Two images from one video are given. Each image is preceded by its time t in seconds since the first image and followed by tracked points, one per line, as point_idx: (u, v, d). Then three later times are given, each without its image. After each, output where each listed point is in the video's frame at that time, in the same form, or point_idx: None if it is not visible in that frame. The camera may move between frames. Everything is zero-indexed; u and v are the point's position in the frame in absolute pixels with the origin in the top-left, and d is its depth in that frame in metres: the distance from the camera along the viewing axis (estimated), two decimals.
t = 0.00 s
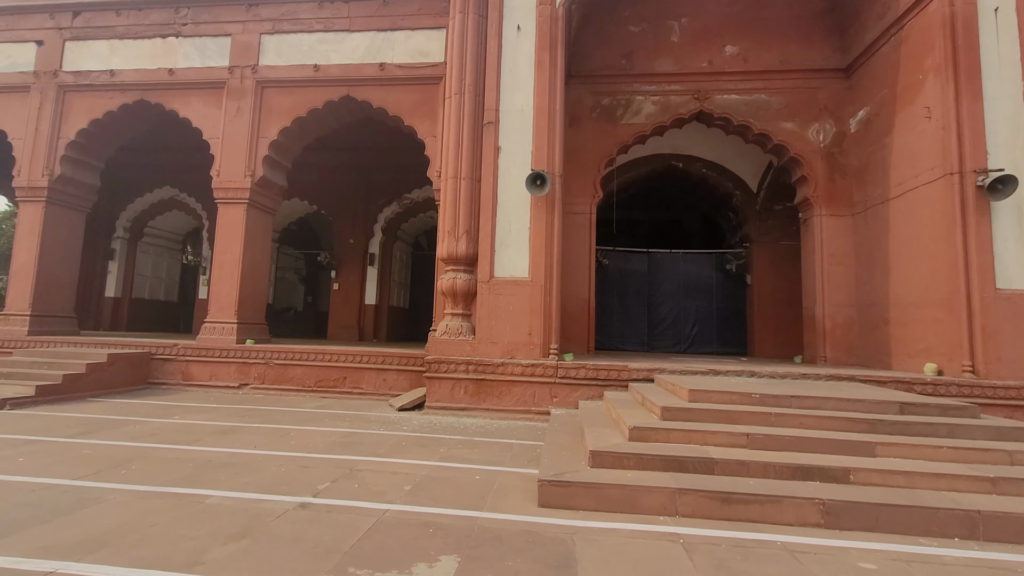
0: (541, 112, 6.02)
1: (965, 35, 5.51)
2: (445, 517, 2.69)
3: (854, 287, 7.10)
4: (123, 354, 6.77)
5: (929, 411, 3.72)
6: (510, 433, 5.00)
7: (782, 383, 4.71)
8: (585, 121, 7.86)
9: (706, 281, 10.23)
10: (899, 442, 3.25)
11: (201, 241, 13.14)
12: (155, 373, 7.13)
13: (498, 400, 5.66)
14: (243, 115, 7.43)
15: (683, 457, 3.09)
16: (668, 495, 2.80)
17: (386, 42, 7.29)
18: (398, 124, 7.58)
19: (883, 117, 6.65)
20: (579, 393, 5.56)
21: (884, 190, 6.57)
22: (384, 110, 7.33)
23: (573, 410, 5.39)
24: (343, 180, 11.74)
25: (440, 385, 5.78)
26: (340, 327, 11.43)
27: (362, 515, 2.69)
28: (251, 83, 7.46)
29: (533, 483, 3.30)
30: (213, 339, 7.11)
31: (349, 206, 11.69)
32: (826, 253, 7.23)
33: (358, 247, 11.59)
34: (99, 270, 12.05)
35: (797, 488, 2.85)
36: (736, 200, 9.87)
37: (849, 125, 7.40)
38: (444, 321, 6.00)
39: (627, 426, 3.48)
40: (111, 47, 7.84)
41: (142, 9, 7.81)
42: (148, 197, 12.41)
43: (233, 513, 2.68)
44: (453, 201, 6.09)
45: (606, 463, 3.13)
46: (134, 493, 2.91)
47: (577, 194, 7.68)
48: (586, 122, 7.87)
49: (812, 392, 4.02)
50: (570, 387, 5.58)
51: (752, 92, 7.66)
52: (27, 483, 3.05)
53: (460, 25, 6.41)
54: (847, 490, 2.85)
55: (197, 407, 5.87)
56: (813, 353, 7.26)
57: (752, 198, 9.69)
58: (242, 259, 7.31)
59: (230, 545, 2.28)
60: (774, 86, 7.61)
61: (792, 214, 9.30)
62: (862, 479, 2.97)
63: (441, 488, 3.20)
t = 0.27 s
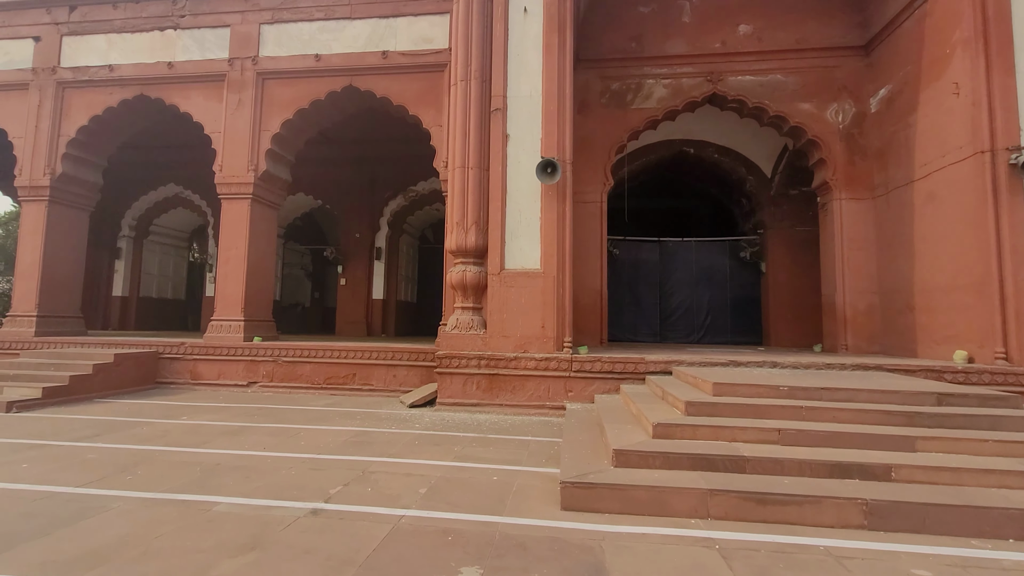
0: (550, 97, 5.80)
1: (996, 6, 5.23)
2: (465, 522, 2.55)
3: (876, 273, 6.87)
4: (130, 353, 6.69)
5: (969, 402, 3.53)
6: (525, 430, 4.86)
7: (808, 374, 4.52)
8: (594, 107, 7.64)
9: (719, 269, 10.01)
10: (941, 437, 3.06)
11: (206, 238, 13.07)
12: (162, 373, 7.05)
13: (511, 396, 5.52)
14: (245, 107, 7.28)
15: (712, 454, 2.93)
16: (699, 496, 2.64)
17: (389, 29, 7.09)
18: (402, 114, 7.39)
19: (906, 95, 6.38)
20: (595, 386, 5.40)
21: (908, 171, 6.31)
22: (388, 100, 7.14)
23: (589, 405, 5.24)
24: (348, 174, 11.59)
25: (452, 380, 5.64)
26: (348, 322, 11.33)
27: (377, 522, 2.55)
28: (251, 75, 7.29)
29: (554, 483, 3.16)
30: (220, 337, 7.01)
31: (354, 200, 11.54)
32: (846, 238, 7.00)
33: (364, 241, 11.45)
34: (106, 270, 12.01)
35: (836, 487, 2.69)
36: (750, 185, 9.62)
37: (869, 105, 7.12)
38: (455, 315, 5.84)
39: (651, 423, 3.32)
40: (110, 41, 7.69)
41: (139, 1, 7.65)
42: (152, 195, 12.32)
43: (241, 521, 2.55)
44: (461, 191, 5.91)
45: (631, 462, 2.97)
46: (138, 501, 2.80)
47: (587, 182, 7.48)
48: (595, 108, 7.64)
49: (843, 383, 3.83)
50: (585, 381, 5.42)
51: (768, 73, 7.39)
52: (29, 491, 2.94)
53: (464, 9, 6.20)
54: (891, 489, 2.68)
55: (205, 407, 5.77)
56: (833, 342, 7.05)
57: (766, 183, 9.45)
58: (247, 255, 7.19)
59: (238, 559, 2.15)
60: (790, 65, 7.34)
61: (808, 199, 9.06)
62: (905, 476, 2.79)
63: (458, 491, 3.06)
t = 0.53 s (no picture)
0: (556, 83, 5.61)
1: None
2: (484, 532, 2.39)
3: (898, 255, 6.64)
4: (136, 360, 6.59)
5: (1014, 388, 3.33)
6: (540, 428, 4.70)
7: (835, 362, 4.33)
8: (599, 93, 7.42)
9: (731, 257, 9.78)
10: (989, 425, 2.87)
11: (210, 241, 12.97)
12: (169, 379, 6.95)
13: (525, 393, 5.36)
14: (242, 106, 7.12)
15: (744, 451, 2.76)
16: (734, 497, 2.47)
17: (386, 20, 6.90)
18: (403, 107, 7.21)
19: (926, 68, 6.13)
20: (610, 381, 5.23)
21: (930, 148, 6.07)
22: (388, 93, 6.95)
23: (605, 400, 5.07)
24: (350, 172, 11.43)
25: (463, 379, 5.48)
26: (355, 322, 11.20)
27: (392, 533, 2.40)
28: (248, 73, 7.13)
29: (576, 485, 3.00)
30: (225, 341, 6.89)
31: (357, 198, 11.39)
32: (865, 220, 6.76)
33: (368, 239, 11.31)
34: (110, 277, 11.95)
35: (881, 483, 2.50)
36: (761, 170, 9.37)
37: (886, 81, 6.86)
38: (463, 312, 5.68)
39: (676, 419, 3.15)
40: (103, 43, 7.55)
41: (132, 1, 7.50)
42: (154, 200, 12.22)
43: (248, 536, 2.40)
44: (466, 184, 5.72)
45: (657, 461, 2.80)
46: (141, 517, 2.66)
47: (595, 171, 7.28)
48: (601, 95, 7.43)
49: (876, 371, 3.64)
50: (600, 376, 5.25)
51: (778, 51, 7.14)
52: (27, 509, 2.81)
53: None
54: (941, 484, 2.49)
55: (213, 413, 5.65)
56: (854, 327, 6.83)
57: (778, 167, 9.20)
58: (250, 257, 7.06)
59: None
60: (802, 43, 7.09)
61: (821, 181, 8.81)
62: (954, 469, 2.60)
63: (475, 496, 2.91)
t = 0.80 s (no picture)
0: (569, 73, 5.38)
1: None
2: (489, 551, 2.19)
3: (921, 259, 6.38)
4: (132, 352, 6.43)
5: None
6: (547, 432, 4.49)
7: (860, 370, 4.10)
8: (612, 87, 7.18)
9: (744, 258, 9.54)
10: None
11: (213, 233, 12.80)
12: (166, 372, 6.79)
13: (531, 395, 5.16)
14: (245, 93, 6.93)
15: (772, 467, 2.55)
16: (762, 519, 2.26)
17: (394, 6, 6.68)
18: (410, 97, 6.99)
19: (957, 64, 5.86)
20: (620, 384, 5.02)
21: (959, 147, 5.81)
22: (395, 82, 6.75)
23: (615, 405, 4.86)
24: (355, 165, 11.24)
25: (467, 379, 5.28)
26: (358, 318, 11.03)
27: (388, 550, 2.20)
28: (251, 59, 6.94)
29: (587, 499, 2.79)
30: (224, 334, 6.72)
31: (362, 191, 11.21)
32: (887, 222, 6.51)
33: (372, 234, 11.13)
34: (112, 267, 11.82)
35: (926, 507, 2.28)
36: (776, 169, 9.11)
37: (912, 78, 6.60)
38: (469, 309, 5.47)
39: (696, 429, 2.93)
40: (105, 27, 7.38)
41: None
42: (157, 190, 12.08)
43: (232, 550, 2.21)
44: (473, 176, 5.51)
45: (677, 476, 2.60)
46: (120, 524, 2.47)
47: (606, 166, 7.05)
48: (614, 88, 7.19)
49: (908, 382, 3.41)
50: (610, 379, 5.04)
51: (800, 45, 6.89)
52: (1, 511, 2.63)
53: None
54: (990, 509, 2.27)
55: (208, 409, 5.48)
56: (872, 333, 6.58)
57: (794, 166, 8.94)
58: (251, 249, 6.88)
59: None
60: (824, 37, 6.83)
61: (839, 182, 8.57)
62: (1004, 493, 2.38)
63: (480, 507, 2.71)
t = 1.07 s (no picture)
0: (586, 61, 5.17)
1: None
2: (499, 567, 2.01)
3: (944, 264, 6.16)
4: (128, 339, 6.27)
5: None
6: (554, 433, 4.30)
7: (887, 379, 3.89)
8: (628, 79, 6.96)
9: (756, 259, 9.32)
10: None
11: (216, 221, 12.63)
12: (163, 360, 6.63)
13: (538, 394, 4.97)
14: (250, 77, 6.74)
15: (804, 482, 2.36)
16: (797, 540, 2.07)
17: None
18: (419, 84, 6.79)
19: (990, 61, 5.62)
20: (631, 386, 4.82)
21: (989, 149, 5.58)
22: (404, 68, 6.55)
23: (626, 407, 4.67)
24: (361, 154, 11.06)
25: (471, 376, 5.09)
26: (360, 310, 10.86)
27: (388, 563, 2.02)
28: (257, 41, 6.75)
29: (602, 509, 2.61)
30: (223, 323, 6.55)
31: (368, 182, 11.02)
32: (910, 225, 6.29)
33: (377, 225, 10.95)
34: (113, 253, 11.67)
35: (977, 531, 2.09)
36: (793, 169, 8.87)
37: (940, 76, 6.36)
38: (475, 304, 5.28)
39: (719, 437, 2.74)
40: (108, 6, 7.19)
41: None
42: (160, 176, 11.91)
43: (218, 557, 2.03)
44: (484, 166, 5.30)
45: (701, 489, 2.41)
46: (99, 524, 2.29)
47: (619, 161, 6.84)
48: (629, 80, 6.98)
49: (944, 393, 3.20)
50: (620, 380, 4.84)
51: (824, 40, 6.65)
52: None
53: None
54: None
55: (204, 399, 5.31)
56: (891, 340, 6.37)
57: (811, 167, 8.71)
58: (252, 236, 6.71)
59: None
60: (850, 32, 6.59)
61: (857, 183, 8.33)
62: None
63: (487, 515, 2.52)
